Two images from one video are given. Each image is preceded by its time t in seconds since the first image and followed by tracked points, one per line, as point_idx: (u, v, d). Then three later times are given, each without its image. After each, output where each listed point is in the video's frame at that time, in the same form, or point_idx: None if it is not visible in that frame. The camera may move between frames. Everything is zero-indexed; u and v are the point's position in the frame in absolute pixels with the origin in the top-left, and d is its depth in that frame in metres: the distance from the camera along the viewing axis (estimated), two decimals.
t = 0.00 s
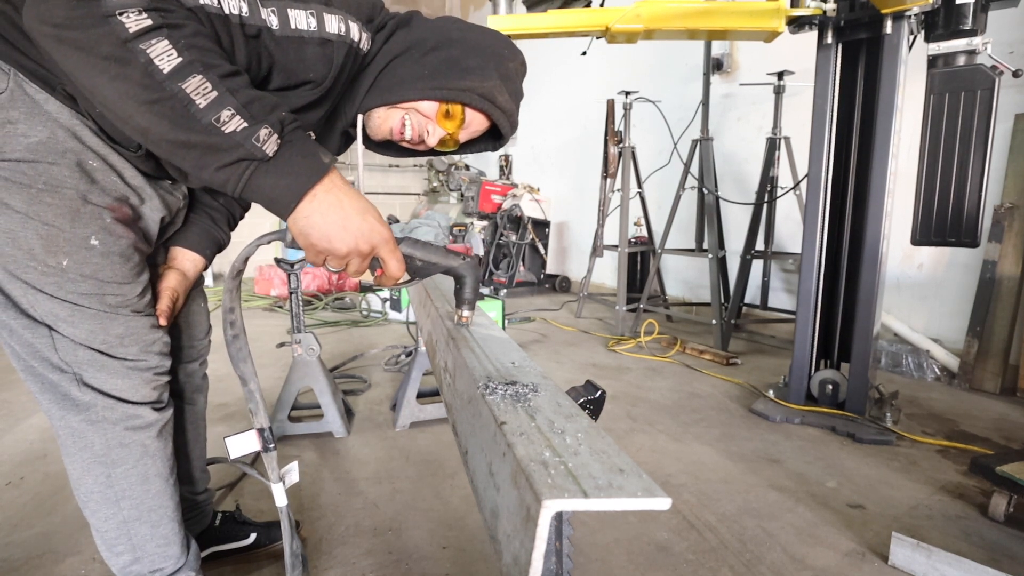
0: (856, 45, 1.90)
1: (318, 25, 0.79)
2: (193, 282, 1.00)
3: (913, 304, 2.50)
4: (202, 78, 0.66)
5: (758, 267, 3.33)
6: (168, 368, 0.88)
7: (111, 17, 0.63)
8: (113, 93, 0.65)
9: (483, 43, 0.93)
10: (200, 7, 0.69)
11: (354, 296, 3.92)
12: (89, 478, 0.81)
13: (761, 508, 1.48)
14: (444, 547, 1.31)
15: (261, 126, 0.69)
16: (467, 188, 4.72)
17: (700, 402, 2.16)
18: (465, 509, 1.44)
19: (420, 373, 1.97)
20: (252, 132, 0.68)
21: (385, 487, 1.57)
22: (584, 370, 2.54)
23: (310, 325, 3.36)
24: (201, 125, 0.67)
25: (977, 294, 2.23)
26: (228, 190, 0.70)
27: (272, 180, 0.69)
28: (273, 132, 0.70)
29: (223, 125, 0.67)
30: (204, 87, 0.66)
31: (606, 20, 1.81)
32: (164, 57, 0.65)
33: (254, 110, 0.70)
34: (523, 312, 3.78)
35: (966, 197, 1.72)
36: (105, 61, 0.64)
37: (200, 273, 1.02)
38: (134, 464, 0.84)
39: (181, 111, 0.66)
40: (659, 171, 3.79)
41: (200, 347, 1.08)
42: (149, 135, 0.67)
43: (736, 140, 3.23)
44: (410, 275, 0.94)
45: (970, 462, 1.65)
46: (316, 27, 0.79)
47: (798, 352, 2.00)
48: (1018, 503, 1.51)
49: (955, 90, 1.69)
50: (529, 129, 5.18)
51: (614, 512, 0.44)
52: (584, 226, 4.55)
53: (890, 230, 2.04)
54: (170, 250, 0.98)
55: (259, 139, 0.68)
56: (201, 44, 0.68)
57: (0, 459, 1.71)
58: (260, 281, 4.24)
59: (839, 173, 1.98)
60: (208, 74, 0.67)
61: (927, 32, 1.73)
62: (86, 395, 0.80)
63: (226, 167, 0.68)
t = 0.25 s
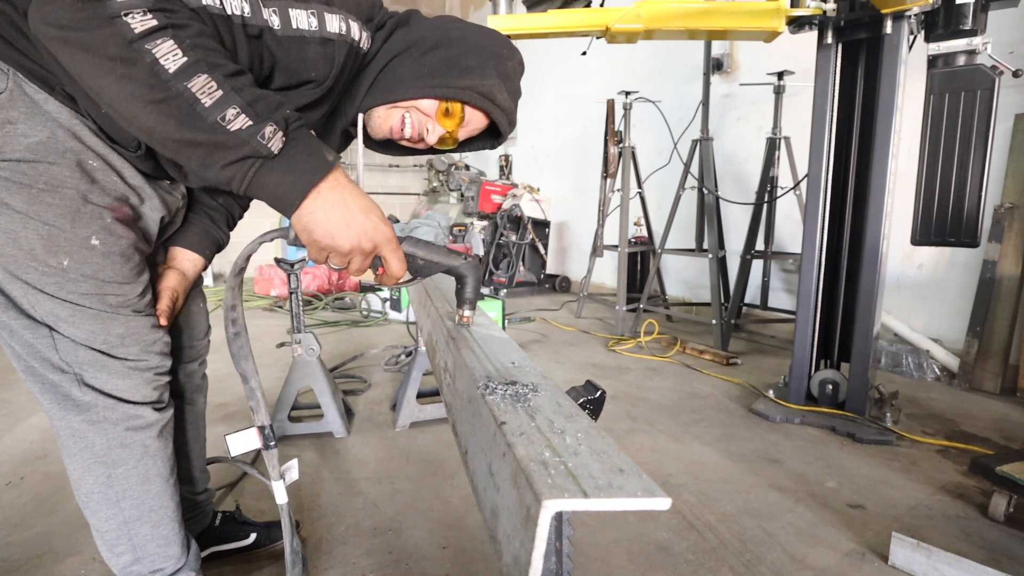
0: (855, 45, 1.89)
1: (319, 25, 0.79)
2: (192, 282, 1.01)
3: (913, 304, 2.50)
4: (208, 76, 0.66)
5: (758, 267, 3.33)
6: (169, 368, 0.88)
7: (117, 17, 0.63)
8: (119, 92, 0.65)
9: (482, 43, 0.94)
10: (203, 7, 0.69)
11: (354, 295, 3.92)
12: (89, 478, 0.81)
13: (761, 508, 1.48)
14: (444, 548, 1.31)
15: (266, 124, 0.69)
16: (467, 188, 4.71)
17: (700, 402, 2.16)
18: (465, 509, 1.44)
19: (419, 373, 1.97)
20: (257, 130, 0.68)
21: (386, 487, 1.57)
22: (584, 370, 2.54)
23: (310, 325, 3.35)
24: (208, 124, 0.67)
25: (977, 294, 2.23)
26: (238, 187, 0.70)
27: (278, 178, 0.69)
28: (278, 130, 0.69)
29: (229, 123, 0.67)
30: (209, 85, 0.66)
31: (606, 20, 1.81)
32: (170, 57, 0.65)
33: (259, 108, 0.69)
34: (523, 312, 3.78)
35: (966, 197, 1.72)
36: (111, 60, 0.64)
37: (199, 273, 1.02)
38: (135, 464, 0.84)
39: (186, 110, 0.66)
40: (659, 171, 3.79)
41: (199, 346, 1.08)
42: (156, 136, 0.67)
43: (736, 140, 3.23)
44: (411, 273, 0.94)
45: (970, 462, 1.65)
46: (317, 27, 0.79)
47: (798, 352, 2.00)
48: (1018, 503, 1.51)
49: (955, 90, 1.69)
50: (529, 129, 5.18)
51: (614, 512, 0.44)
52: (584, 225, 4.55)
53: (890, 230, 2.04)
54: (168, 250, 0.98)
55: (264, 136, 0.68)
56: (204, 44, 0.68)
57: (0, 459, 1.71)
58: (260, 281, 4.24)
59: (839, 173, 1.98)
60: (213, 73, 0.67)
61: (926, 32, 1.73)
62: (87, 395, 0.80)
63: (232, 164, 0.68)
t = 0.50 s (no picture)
0: (852, 47, 1.91)
1: None
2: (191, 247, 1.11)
3: (910, 305, 2.52)
4: (181, 47, 0.71)
5: (756, 267, 3.34)
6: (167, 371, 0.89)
7: None
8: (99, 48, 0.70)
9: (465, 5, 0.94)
10: None
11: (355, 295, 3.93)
12: (85, 475, 0.83)
13: (759, 507, 1.49)
14: (445, 545, 1.32)
15: (232, 93, 0.75)
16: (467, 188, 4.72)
17: (699, 401, 2.18)
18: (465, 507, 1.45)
19: (420, 372, 1.98)
20: (222, 96, 0.75)
21: (387, 485, 1.59)
22: (583, 370, 2.55)
23: (311, 325, 3.37)
24: (179, 87, 0.73)
25: (974, 294, 2.24)
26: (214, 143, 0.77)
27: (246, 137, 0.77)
28: (242, 99, 0.76)
29: (198, 89, 0.73)
30: (182, 55, 0.72)
31: (606, 22, 1.82)
32: (147, 27, 0.70)
33: (227, 76, 0.75)
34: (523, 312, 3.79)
35: (962, 198, 1.74)
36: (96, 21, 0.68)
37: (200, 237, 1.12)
38: (130, 465, 0.85)
39: (160, 71, 0.71)
40: (658, 172, 3.81)
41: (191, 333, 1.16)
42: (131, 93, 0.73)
43: (735, 141, 3.25)
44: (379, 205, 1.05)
45: (966, 460, 1.66)
46: None
47: (796, 351, 2.01)
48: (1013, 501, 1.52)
49: (951, 93, 1.71)
50: (529, 129, 5.19)
51: (612, 510, 0.45)
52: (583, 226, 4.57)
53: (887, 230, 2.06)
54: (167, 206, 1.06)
55: (230, 104, 0.75)
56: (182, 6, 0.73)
57: (4, 458, 1.73)
58: (261, 281, 4.25)
59: (837, 174, 1.99)
60: (186, 43, 0.72)
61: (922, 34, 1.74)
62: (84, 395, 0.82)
63: (202, 124, 0.76)
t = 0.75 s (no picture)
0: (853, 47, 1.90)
1: (364, 38, 0.89)
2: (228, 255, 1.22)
3: (911, 305, 2.52)
4: (289, 108, 0.83)
5: (757, 268, 3.34)
6: (222, 346, 1.05)
7: (226, 40, 0.80)
8: (212, 94, 0.82)
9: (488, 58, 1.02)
10: (287, 40, 0.84)
11: (355, 296, 3.93)
12: (157, 433, 0.98)
13: (760, 507, 1.49)
14: (445, 546, 1.32)
15: (322, 149, 0.85)
16: (467, 188, 4.72)
17: (699, 402, 2.18)
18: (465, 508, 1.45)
19: (420, 373, 1.98)
20: (308, 148, 0.85)
21: (387, 485, 1.59)
22: (583, 370, 2.55)
23: (311, 325, 3.36)
24: (274, 132, 0.83)
25: (974, 295, 2.24)
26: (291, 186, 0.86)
27: (322, 185, 0.86)
28: (328, 154, 0.86)
29: (291, 141, 0.84)
30: (288, 114, 0.83)
31: (606, 22, 1.82)
32: (264, 90, 0.82)
33: (319, 134, 0.86)
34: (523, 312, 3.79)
35: (962, 197, 1.74)
36: (215, 67, 0.80)
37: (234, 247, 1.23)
38: (194, 424, 1.00)
39: (259, 116, 0.82)
40: (658, 172, 3.81)
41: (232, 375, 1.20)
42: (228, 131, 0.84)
43: (735, 141, 3.24)
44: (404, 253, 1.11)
45: (967, 461, 1.66)
46: (362, 39, 0.89)
47: (796, 351, 2.00)
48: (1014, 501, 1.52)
49: (952, 92, 1.71)
50: (529, 129, 5.19)
51: (612, 509, 0.45)
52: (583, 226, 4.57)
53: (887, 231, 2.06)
54: (222, 230, 1.18)
55: (314, 154, 0.85)
56: (282, 63, 0.85)
57: (4, 458, 1.72)
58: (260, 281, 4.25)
59: (837, 174, 1.99)
60: (293, 106, 0.84)
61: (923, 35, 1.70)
62: (156, 365, 0.97)
63: (291, 172, 0.85)
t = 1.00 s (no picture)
0: (857, 44, 1.88)
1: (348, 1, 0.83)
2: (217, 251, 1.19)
3: (915, 305, 2.49)
4: (284, 112, 0.81)
5: (759, 267, 3.32)
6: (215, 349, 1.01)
7: (212, 44, 0.75)
8: (205, 99, 0.78)
9: None
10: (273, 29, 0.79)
11: (354, 296, 3.91)
12: (148, 439, 0.95)
13: (763, 509, 1.47)
14: (444, 549, 1.30)
15: (321, 149, 0.84)
16: (467, 188, 4.70)
17: (701, 402, 2.16)
18: (465, 510, 1.43)
19: (419, 373, 1.96)
20: (308, 149, 0.83)
21: (385, 488, 1.56)
22: (584, 370, 2.53)
23: (309, 325, 3.34)
24: (272, 137, 0.81)
25: (980, 295, 2.22)
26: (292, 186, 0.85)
27: (322, 187, 0.85)
28: (327, 153, 0.85)
29: (290, 144, 0.82)
30: (284, 118, 0.81)
31: (607, 18, 1.80)
32: (259, 96, 0.79)
33: (316, 134, 0.85)
34: (523, 311, 3.77)
35: (969, 196, 1.71)
36: (207, 70, 0.76)
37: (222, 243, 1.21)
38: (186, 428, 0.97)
39: (256, 120, 0.80)
40: (659, 171, 3.79)
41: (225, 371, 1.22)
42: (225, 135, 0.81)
43: (737, 140, 3.22)
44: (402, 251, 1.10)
45: (973, 463, 1.64)
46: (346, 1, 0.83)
47: (799, 351, 1.98)
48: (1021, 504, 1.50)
49: (958, 89, 1.68)
50: (529, 128, 5.17)
51: (615, 511, 0.43)
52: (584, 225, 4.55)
53: (892, 230, 2.03)
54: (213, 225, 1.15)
55: (315, 155, 0.84)
56: (270, 57, 0.80)
57: None
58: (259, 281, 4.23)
59: (841, 172, 1.97)
60: (288, 108, 0.81)
61: (929, 31, 1.72)
62: (146, 369, 0.93)
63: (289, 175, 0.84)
